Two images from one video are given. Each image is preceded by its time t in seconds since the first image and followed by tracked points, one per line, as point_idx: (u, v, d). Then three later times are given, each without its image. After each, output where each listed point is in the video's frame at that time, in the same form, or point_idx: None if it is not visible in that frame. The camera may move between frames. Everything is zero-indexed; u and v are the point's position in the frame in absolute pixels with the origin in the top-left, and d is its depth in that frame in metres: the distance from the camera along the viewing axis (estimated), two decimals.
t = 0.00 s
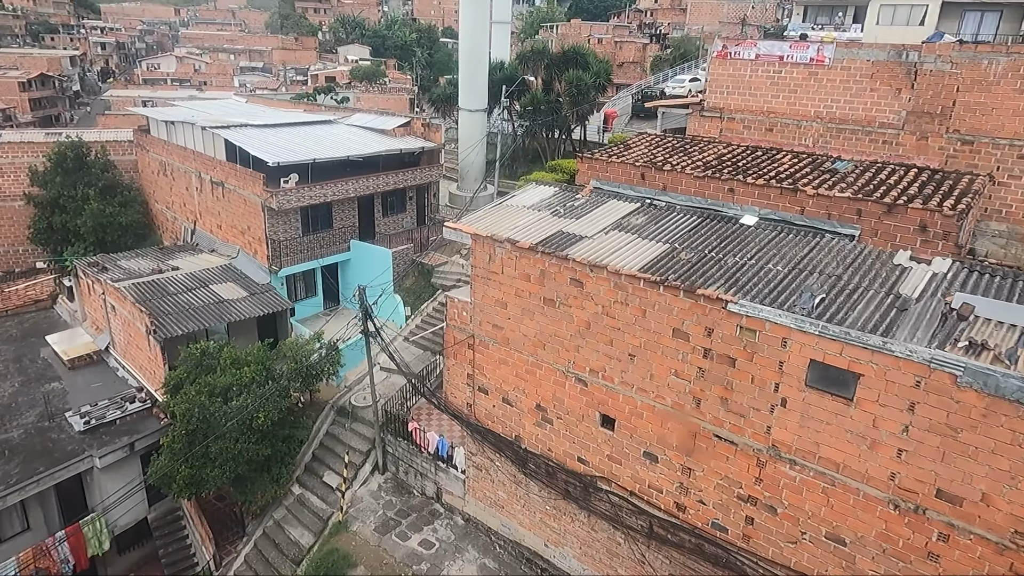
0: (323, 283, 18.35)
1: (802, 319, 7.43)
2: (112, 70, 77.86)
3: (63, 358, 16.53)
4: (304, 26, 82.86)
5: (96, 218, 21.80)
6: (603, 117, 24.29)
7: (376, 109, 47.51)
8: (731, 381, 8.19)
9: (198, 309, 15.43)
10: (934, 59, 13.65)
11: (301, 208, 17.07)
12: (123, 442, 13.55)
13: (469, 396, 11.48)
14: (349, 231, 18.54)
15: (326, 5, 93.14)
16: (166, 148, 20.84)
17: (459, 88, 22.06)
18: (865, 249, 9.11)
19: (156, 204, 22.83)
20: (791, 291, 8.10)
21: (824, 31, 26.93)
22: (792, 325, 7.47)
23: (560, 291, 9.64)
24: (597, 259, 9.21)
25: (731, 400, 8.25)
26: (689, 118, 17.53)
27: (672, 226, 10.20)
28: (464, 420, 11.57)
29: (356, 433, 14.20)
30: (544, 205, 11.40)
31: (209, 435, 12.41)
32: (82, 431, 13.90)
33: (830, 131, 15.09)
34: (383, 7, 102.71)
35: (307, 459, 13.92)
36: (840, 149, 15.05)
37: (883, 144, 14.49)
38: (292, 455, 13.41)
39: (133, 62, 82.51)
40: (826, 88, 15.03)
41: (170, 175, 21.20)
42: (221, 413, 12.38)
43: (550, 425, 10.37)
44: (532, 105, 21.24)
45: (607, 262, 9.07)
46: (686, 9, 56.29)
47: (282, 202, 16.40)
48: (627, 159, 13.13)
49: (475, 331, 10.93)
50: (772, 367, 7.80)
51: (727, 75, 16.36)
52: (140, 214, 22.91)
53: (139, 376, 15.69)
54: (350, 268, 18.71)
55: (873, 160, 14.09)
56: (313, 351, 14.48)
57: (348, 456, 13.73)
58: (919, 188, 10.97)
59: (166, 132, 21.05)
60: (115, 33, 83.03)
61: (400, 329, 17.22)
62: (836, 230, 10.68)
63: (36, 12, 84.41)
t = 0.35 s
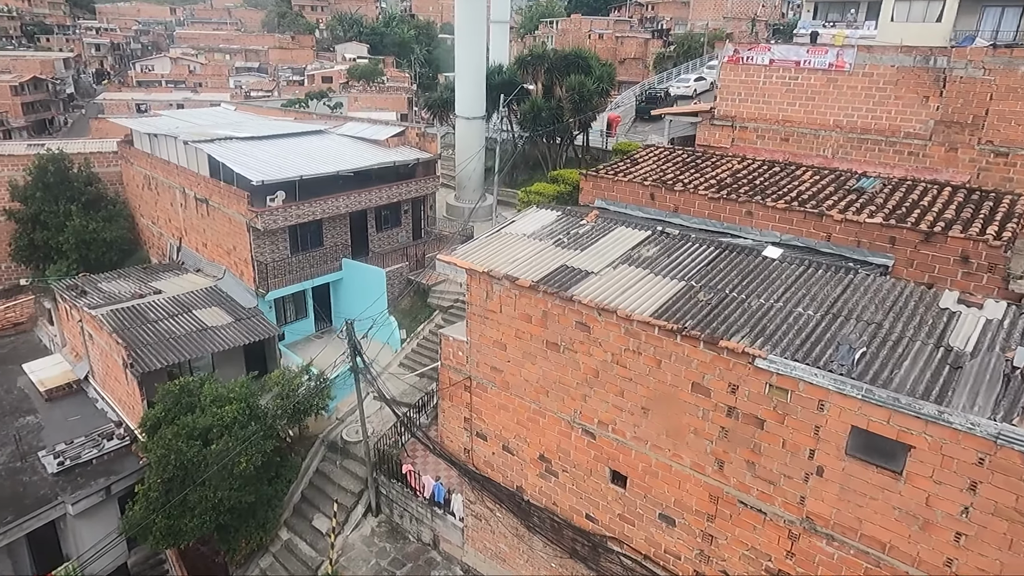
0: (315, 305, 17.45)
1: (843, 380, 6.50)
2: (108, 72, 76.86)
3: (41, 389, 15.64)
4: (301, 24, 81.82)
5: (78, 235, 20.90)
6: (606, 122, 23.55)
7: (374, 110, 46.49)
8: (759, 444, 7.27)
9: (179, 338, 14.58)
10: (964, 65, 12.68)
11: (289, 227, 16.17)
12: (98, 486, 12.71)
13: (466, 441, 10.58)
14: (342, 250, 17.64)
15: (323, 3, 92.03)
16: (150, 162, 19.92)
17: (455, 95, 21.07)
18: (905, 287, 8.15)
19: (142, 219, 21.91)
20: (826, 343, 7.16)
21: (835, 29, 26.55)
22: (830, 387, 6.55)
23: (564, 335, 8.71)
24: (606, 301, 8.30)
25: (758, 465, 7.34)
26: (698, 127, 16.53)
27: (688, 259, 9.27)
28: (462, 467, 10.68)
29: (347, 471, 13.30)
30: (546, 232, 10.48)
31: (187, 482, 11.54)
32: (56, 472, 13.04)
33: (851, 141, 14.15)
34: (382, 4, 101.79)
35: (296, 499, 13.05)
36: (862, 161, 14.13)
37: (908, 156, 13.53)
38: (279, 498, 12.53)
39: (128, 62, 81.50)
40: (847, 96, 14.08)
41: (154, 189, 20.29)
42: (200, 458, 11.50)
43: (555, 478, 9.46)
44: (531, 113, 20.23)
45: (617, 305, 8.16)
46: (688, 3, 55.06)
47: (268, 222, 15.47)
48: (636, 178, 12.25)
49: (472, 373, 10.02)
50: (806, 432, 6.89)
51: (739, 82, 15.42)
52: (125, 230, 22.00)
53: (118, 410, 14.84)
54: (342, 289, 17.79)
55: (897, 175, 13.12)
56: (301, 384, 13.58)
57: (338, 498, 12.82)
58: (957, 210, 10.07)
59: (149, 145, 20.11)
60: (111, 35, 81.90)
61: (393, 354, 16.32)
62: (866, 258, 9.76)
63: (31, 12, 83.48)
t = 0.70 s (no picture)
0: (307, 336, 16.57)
1: (902, 473, 5.58)
2: (109, 82, 76.39)
3: (18, 429, 14.67)
4: (302, 31, 81.28)
5: (65, 261, 20.09)
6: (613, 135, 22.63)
7: (375, 118, 45.63)
8: (800, 536, 6.33)
9: (163, 380, 13.73)
10: (1005, 79, 11.68)
11: (280, 257, 15.27)
12: (74, 544, 11.83)
13: (466, 504, 9.65)
14: (337, 279, 16.72)
15: (325, 9, 91.50)
16: (137, 184, 19.09)
17: (455, 110, 20.13)
18: (961, 344, 7.19)
19: (131, 243, 21.11)
20: (878, 420, 6.21)
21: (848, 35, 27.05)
22: (888, 480, 5.63)
23: (574, 398, 7.77)
24: (621, 362, 7.39)
25: (800, 559, 6.39)
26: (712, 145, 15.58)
27: (710, 307, 8.32)
28: (462, 531, 9.76)
29: (341, 524, 12.38)
30: (552, 274, 9.56)
31: (166, 546, 10.67)
32: (28, 528, 12.17)
33: (878, 161, 13.21)
34: (383, 9, 101.23)
35: (286, 554, 12.09)
36: (890, 182, 13.17)
37: (941, 177, 12.56)
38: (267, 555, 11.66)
39: (129, 72, 81.04)
40: (874, 112, 13.10)
41: (143, 213, 19.47)
42: (180, 518, 10.63)
43: (565, 551, 8.52)
44: (535, 129, 19.27)
45: (633, 368, 7.24)
46: (693, 4, 53.94)
47: (256, 253, 14.56)
48: (649, 208, 11.33)
49: (471, 432, 9.10)
50: (858, 526, 5.97)
51: (756, 97, 14.45)
52: (114, 254, 21.18)
53: (99, 455, 13.98)
54: (337, 320, 16.89)
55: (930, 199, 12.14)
56: (291, 429, 12.68)
57: (332, 554, 11.89)
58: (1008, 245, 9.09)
59: (136, 166, 19.29)
60: (111, 44, 81.49)
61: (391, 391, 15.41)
62: (907, 302, 8.81)
63: (32, 23, 83.21)
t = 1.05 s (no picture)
0: (290, 367, 15.61)
1: None
2: (105, 84, 75.46)
3: None
4: (300, 34, 80.52)
5: (40, 282, 19.13)
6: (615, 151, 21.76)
7: (372, 123, 44.78)
8: None
9: (132, 420, 12.78)
10: None
11: (262, 284, 14.31)
12: None
13: None
14: (324, 305, 15.77)
15: (324, 11, 90.76)
16: (116, 202, 18.16)
17: (451, 126, 19.19)
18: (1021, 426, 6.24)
19: (111, 262, 20.17)
20: (935, 527, 5.26)
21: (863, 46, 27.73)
22: None
23: (576, 478, 6.82)
24: (629, 442, 6.43)
25: None
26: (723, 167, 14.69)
27: (729, 370, 7.38)
28: None
29: None
30: (551, 324, 8.62)
31: None
32: None
33: (903, 189, 12.24)
34: (383, 11, 100.52)
35: None
36: (915, 212, 12.23)
37: (972, 208, 11.61)
38: None
39: (125, 74, 80.16)
40: (898, 137, 12.19)
41: (122, 232, 18.52)
42: None
43: None
44: (534, 146, 18.37)
45: (644, 450, 6.29)
46: (695, 9, 53.17)
47: (235, 282, 13.60)
48: (658, 243, 10.42)
49: (461, 502, 8.15)
50: None
51: (771, 118, 13.58)
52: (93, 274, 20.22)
53: (64, 500, 13.00)
54: (323, 349, 15.93)
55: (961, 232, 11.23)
56: (268, 478, 11.67)
57: None
58: None
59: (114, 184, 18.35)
60: (108, 46, 80.61)
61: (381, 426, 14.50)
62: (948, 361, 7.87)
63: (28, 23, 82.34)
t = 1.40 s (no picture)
0: (268, 397, 14.68)
1: None
2: (97, 80, 74.25)
3: None
4: (297, 31, 79.48)
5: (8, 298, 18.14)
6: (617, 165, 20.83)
7: (367, 125, 43.79)
8: None
9: (93, 461, 11.80)
10: None
11: (237, 312, 13.32)
12: None
13: None
14: (305, 332, 14.81)
15: (321, 9, 89.70)
16: (88, 216, 17.17)
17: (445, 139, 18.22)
18: None
19: (85, 276, 19.18)
20: None
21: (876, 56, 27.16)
22: None
23: None
24: (636, 545, 5.46)
25: None
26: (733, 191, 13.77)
27: (749, 450, 6.43)
28: None
29: None
30: (546, 383, 7.66)
31: None
32: None
33: (929, 221, 11.32)
34: (381, 9, 99.53)
35: None
36: (941, 246, 11.32)
37: (1005, 244, 10.67)
38: None
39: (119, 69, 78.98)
40: (925, 165, 11.26)
41: (94, 246, 17.55)
42: None
43: None
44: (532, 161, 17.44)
45: (651, 557, 5.33)
46: (698, 11, 52.24)
47: (207, 311, 12.61)
48: (665, 284, 9.48)
49: None
50: None
51: (785, 140, 12.65)
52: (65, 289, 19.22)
53: (17, 545, 12.02)
54: (304, 377, 14.97)
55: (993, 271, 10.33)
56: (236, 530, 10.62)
57: None
58: None
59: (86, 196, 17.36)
60: (101, 41, 79.40)
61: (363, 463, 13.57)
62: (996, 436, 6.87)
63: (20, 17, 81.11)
